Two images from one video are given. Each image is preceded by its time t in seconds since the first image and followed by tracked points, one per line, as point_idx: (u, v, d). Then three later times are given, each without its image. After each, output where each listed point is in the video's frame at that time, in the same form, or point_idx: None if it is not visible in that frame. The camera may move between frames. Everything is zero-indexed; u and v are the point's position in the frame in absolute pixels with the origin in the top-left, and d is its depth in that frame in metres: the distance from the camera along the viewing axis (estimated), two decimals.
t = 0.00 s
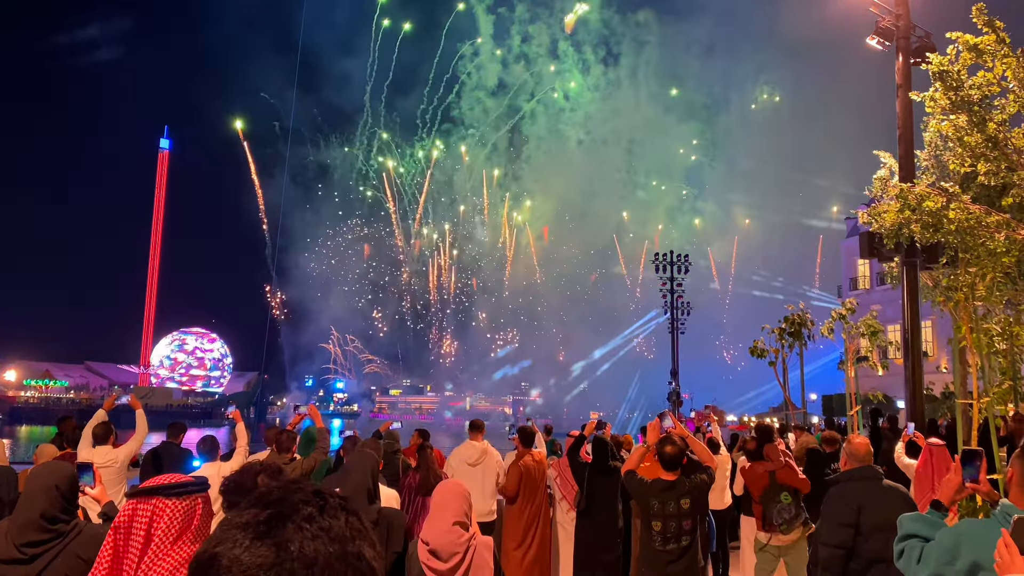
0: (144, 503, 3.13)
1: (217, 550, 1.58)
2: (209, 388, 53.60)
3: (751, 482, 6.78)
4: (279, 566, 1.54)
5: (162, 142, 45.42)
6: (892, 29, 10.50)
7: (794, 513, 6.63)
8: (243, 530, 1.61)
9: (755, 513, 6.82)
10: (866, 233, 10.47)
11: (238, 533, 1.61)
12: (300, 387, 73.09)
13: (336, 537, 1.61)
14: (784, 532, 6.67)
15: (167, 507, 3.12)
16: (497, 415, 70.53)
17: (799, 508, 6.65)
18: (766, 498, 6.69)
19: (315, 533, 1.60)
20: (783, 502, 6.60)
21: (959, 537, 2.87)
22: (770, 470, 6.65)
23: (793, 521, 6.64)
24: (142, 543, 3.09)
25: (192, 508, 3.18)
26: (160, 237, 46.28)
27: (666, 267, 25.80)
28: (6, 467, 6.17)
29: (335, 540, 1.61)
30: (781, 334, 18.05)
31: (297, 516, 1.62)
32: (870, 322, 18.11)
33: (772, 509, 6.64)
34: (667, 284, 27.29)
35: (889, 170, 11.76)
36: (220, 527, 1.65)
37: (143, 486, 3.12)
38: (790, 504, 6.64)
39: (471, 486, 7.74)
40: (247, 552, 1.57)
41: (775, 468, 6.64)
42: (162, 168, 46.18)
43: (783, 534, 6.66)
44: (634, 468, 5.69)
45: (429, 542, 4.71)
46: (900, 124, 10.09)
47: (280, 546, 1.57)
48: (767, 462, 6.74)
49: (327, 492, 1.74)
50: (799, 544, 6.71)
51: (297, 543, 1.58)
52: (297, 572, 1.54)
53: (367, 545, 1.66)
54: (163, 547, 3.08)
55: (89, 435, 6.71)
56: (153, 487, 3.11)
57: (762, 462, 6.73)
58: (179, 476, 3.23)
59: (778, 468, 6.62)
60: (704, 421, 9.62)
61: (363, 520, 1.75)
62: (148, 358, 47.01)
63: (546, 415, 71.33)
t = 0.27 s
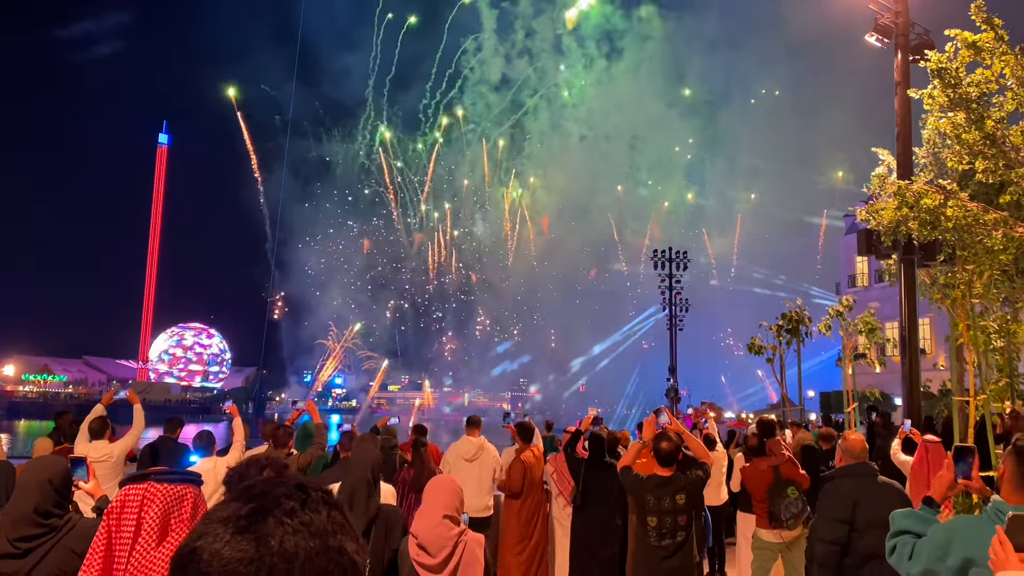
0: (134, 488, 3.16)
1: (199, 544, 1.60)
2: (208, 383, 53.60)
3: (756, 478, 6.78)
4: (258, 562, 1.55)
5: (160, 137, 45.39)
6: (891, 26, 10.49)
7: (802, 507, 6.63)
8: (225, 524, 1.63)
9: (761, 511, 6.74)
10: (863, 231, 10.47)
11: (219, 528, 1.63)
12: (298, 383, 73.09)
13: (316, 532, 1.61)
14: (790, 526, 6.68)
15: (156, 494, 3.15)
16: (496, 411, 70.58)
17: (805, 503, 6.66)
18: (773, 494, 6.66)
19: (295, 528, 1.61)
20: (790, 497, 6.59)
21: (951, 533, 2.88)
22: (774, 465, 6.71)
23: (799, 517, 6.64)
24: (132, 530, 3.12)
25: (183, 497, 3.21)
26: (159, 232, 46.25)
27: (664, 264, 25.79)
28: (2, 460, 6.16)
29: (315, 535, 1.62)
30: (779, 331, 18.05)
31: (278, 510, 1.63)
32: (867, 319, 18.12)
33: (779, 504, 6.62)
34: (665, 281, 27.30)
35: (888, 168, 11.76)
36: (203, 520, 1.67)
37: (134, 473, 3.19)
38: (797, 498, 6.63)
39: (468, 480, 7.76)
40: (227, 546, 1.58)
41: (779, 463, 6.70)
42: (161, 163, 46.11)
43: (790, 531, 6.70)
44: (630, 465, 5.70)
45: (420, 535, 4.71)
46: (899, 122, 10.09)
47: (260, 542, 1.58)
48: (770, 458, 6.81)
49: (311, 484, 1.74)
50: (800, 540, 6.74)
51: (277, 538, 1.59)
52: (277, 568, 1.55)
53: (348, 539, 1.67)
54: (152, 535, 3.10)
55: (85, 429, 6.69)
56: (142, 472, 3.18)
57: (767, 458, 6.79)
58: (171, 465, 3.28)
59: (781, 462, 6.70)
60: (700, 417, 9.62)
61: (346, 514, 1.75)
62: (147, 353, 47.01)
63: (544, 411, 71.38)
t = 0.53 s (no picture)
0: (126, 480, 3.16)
1: (197, 531, 1.91)
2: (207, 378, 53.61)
3: (753, 474, 6.75)
4: (247, 548, 1.86)
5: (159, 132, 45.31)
6: (890, 23, 10.48)
7: (797, 502, 6.66)
8: (215, 514, 1.95)
9: (758, 506, 6.73)
10: (862, 227, 10.48)
11: (210, 517, 1.94)
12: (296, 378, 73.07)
13: (303, 521, 1.92)
14: (784, 522, 6.70)
15: (148, 485, 3.16)
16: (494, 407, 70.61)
17: (801, 499, 6.68)
18: (770, 488, 6.66)
19: (284, 517, 1.92)
20: (788, 492, 6.62)
21: (945, 528, 2.89)
22: (772, 460, 6.68)
23: (795, 512, 6.67)
24: (124, 521, 3.11)
25: (170, 488, 3.22)
26: (157, 227, 46.20)
27: (663, 260, 25.79)
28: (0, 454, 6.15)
29: (302, 524, 1.92)
30: (778, 328, 18.05)
31: (266, 501, 1.94)
32: (866, 316, 18.14)
33: (776, 499, 6.63)
34: (664, 277, 27.30)
35: (887, 164, 11.76)
36: (201, 508, 1.99)
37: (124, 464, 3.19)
38: (794, 494, 6.66)
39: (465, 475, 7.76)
40: (221, 532, 1.89)
41: (777, 457, 6.69)
42: (159, 158, 46.04)
43: (784, 526, 6.72)
44: (627, 459, 5.71)
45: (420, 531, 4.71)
46: (898, 119, 10.08)
47: (248, 530, 1.89)
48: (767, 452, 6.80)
49: (299, 475, 2.05)
50: (795, 535, 6.78)
51: (265, 527, 1.89)
52: (264, 553, 1.86)
53: (329, 524, 1.97)
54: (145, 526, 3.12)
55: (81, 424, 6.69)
56: (133, 463, 3.19)
57: (764, 453, 6.79)
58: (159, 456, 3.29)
59: (779, 457, 6.68)
60: (699, 412, 9.64)
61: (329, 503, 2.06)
62: (145, 348, 46.99)
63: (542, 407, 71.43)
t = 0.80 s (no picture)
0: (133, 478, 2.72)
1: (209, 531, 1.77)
2: (205, 375, 53.63)
3: (752, 472, 6.76)
4: (266, 547, 1.73)
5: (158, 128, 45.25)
6: (891, 21, 10.48)
7: (794, 501, 6.56)
8: (232, 513, 1.81)
9: (754, 502, 6.76)
10: (862, 225, 10.48)
11: (226, 516, 1.81)
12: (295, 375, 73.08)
13: (319, 519, 1.81)
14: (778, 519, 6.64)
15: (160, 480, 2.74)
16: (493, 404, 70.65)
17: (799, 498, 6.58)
18: (767, 485, 6.65)
19: (300, 515, 1.80)
20: (784, 489, 6.55)
21: (949, 526, 2.90)
22: (770, 455, 6.72)
23: (791, 510, 6.56)
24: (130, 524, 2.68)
25: (182, 482, 2.80)
26: (156, 224, 46.17)
27: (662, 257, 25.79)
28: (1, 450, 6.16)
29: (319, 521, 1.81)
30: (777, 325, 18.07)
31: (282, 500, 1.82)
32: (864, 313, 18.18)
33: (773, 496, 6.59)
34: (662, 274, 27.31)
35: (887, 162, 11.77)
36: (212, 507, 1.85)
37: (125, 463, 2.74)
38: (791, 491, 6.58)
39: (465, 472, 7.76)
40: (236, 532, 1.75)
41: (776, 454, 6.73)
42: (157, 154, 45.98)
43: (778, 523, 6.68)
44: (629, 457, 5.73)
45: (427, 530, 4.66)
46: (898, 116, 10.08)
47: (266, 529, 1.76)
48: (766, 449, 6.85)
49: (313, 475, 1.94)
50: (784, 537, 6.72)
51: (283, 526, 1.77)
52: (282, 553, 1.73)
53: (347, 524, 1.87)
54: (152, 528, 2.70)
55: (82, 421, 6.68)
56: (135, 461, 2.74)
57: (761, 449, 6.83)
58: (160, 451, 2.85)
59: (777, 453, 6.74)
60: (698, 410, 9.66)
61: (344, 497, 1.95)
62: (144, 345, 46.98)
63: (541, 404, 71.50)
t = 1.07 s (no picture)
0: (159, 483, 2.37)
1: (239, 546, 1.45)
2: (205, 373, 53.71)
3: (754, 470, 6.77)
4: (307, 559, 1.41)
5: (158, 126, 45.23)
6: (892, 20, 10.48)
7: (795, 501, 6.57)
8: (267, 522, 1.49)
9: (755, 501, 6.78)
10: (863, 224, 10.49)
11: (262, 526, 1.49)
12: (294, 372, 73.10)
13: (359, 527, 1.50)
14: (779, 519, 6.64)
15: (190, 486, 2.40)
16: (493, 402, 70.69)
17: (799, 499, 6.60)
18: (768, 485, 6.65)
19: (339, 524, 1.49)
20: (784, 489, 6.58)
21: (958, 527, 2.93)
22: (772, 455, 6.71)
23: (792, 510, 6.59)
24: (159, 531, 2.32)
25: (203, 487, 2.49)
26: (156, 221, 46.19)
27: (661, 256, 25.82)
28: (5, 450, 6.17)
29: (359, 530, 1.50)
30: (777, 324, 18.10)
31: (320, 508, 1.51)
32: (864, 312, 18.21)
33: (773, 495, 6.60)
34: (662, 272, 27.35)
35: (888, 161, 11.78)
36: (239, 521, 1.53)
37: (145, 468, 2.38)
38: (791, 492, 6.60)
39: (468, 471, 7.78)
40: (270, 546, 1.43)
41: (778, 453, 6.72)
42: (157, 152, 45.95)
43: (778, 523, 6.70)
44: (633, 456, 5.74)
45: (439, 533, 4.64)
46: (899, 115, 10.08)
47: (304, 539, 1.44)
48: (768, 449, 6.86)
49: (347, 483, 1.63)
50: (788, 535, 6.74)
51: (322, 535, 1.46)
52: (322, 566, 1.41)
53: (388, 536, 1.55)
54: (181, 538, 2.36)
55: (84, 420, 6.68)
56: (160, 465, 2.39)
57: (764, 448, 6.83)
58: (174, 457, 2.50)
59: (779, 453, 6.71)
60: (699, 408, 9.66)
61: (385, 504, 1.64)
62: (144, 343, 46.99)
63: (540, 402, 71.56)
